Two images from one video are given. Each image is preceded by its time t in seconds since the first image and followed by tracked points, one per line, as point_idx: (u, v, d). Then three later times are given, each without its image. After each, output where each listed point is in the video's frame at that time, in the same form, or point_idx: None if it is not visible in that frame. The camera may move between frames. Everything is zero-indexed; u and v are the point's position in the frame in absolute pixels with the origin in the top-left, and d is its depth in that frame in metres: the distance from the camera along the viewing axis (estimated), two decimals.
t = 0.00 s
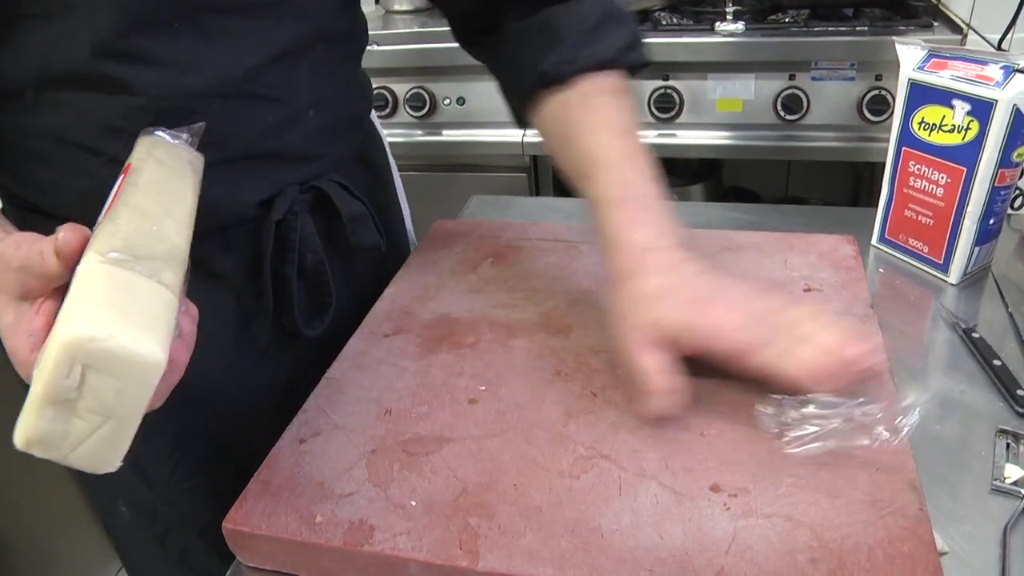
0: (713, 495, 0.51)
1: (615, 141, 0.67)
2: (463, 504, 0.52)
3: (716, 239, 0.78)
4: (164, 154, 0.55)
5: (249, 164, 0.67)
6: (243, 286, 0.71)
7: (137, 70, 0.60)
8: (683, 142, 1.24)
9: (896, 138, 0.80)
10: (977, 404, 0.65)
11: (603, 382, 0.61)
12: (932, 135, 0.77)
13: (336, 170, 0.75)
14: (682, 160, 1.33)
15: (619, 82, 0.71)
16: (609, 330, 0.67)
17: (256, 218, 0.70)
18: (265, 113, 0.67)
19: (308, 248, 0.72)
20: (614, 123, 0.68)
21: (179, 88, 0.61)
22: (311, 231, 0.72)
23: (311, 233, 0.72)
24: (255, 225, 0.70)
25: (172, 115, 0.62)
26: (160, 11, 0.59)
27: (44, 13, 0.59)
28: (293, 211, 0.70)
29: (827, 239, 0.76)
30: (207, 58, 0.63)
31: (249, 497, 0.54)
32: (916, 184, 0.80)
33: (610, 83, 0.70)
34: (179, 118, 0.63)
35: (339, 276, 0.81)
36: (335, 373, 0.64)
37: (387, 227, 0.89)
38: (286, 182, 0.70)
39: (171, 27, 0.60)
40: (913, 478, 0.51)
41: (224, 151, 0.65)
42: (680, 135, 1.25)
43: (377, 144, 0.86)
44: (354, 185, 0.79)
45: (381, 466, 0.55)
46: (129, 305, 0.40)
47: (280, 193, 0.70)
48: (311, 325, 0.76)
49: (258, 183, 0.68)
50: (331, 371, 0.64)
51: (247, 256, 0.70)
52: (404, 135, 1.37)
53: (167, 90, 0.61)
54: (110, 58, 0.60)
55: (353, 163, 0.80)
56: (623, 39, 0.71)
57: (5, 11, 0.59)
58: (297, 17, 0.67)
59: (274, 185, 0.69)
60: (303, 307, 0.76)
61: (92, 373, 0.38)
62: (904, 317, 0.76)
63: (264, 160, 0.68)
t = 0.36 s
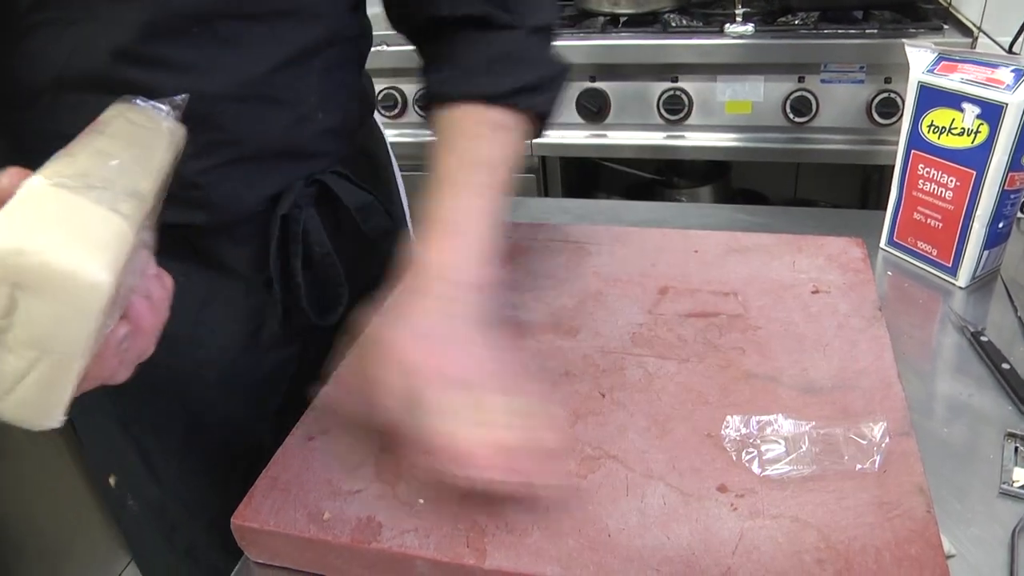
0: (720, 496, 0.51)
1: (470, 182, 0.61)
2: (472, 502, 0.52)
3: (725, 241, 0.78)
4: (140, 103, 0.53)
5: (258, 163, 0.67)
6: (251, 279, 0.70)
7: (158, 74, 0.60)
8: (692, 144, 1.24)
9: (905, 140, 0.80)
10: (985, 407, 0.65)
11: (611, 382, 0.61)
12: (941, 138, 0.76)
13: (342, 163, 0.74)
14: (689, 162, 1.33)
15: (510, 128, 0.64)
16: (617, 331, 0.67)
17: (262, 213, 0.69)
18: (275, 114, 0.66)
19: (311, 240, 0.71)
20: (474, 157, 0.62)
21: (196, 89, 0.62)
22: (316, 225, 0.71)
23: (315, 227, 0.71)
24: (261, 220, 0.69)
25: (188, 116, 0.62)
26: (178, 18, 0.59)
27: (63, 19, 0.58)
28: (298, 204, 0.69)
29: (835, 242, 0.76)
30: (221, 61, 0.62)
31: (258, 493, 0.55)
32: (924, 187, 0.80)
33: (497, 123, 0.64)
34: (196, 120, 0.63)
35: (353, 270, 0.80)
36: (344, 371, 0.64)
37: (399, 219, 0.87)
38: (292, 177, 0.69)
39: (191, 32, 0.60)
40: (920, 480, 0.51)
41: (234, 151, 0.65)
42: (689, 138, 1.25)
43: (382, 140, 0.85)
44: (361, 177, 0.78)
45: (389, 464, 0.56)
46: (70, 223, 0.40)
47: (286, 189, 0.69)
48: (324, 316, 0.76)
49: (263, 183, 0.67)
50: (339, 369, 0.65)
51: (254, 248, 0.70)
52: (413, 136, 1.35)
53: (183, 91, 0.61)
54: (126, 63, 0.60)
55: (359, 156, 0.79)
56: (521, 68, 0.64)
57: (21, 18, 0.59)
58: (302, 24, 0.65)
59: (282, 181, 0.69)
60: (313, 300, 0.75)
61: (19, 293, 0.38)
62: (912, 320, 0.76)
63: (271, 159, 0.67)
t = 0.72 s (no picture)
0: (732, 499, 0.51)
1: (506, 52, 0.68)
2: (484, 502, 0.52)
3: (737, 244, 0.78)
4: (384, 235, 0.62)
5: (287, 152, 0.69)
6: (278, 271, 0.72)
7: (192, 63, 0.62)
8: (704, 146, 1.24)
9: (918, 145, 0.80)
10: (996, 413, 0.65)
11: (623, 384, 0.61)
12: (955, 143, 0.76)
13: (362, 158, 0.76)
14: (699, 166, 1.33)
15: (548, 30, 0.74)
16: (629, 332, 0.67)
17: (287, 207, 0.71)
18: (300, 106, 0.68)
19: (336, 242, 0.71)
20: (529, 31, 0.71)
21: (227, 78, 0.63)
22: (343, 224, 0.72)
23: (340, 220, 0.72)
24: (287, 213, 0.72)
25: (217, 105, 0.64)
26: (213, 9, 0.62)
27: (96, 11, 0.60)
28: (323, 200, 0.70)
29: (847, 246, 0.76)
30: (252, 52, 0.65)
31: (270, 491, 0.55)
32: (937, 192, 0.80)
33: (541, 22, 0.73)
34: (224, 109, 0.64)
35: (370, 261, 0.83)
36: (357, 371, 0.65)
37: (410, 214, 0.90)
38: (319, 171, 0.71)
39: (225, 22, 0.63)
40: (932, 486, 0.51)
41: (262, 141, 0.67)
42: (700, 140, 1.25)
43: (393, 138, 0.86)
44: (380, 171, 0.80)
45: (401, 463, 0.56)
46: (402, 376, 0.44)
47: (310, 182, 0.71)
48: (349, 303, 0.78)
49: (292, 172, 0.70)
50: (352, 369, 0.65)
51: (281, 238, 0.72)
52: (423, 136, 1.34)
53: (213, 81, 0.63)
54: (159, 55, 0.61)
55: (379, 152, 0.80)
56: None
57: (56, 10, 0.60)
58: (324, 13, 0.69)
59: (307, 175, 0.70)
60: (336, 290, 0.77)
61: (374, 393, 0.44)
62: (923, 325, 0.76)
63: (298, 149, 0.69)
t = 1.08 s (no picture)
0: (723, 484, 0.52)
1: (519, 70, 0.77)
2: (476, 489, 0.53)
3: (728, 232, 0.78)
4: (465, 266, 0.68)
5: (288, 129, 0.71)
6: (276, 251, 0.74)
7: (206, 37, 0.62)
8: (693, 137, 1.24)
9: (907, 133, 0.80)
10: (986, 398, 0.65)
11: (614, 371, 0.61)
12: (945, 131, 0.76)
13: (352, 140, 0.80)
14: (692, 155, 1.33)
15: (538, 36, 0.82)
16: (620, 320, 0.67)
17: (283, 184, 0.73)
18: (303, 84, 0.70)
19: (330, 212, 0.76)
20: (529, 48, 0.79)
21: (239, 52, 0.64)
22: (332, 194, 0.76)
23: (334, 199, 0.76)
24: (283, 194, 0.73)
25: (227, 80, 0.64)
26: None
27: None
28: (317, 178, 0.74)
29: (838, 233, 0.77)
30: (260, 28, 0.66)
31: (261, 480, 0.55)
32: (927, 179, 0.80)
33: (531, 31, 0.81)
34: (236, 83, 0.65)
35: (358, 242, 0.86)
36: (347, 361, 0.65)
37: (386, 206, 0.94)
38: (316, 151, 0.74)
39: None
40: (922, 469, 0.51)
41: (266, 119, 0.68)
42: (690, 131, 1.24)
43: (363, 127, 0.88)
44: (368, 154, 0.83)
45: (392, 452, 0.56)
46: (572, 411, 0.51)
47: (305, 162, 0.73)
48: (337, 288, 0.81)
49: (291, 153, 0.72)
50: (343, 358, 0.65)
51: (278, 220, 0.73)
52: (414, 128, 1.30)
53: (226, 56, 0.64)
54: (176, 26, 0.61)
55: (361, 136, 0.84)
56: None
57: None
58: None
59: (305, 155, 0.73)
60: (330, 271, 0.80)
61: (555, 417, 0.50)
62: (914, 312, 0.76)
63: (299, 129, 0.72)
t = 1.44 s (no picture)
0: (719, 474, 0.52)
1: (467, 84, 0.74)
2: (472, 481, 0.53)
3: (722, 224, 0.78)
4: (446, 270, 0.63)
5: (227, 141, 0.66)
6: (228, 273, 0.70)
7: (126, 45, 0.57)
8: (687, 131, 1.23)
9: (902, 124, 0.80)
10: (980, 387, 0.65)
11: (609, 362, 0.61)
12: (939, 121, 0.76)
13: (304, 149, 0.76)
14: (687, 149, 1.32)
15: (481, 38, 0.80)
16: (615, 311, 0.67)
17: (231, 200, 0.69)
18: (242, 89, 0.65)
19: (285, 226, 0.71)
20: (473, 56, 0.77)
21: (168, 62, 0.59)
22: (287, 209, 0.71)
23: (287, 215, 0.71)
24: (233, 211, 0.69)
25: (157, 93, 0.59)
26: None
27: None
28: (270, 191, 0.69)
29: (833, 224, 0.77)
30: (191, 30, 0.61)
31: (257, 474, 0.55)
32: (922, 169, 0.80)
33: (473, 33, 0.79)
34: (166, 97, 0.60)
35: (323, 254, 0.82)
36: (341, 354, 0.64)
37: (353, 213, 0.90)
38: (263, 164, 0.69)
39: None
40: (917, 458, 0.51)
41: (206, 131, 0.63)
42: (685, 124, 1.23)
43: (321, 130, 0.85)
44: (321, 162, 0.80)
45: (387, 444, 0.56)
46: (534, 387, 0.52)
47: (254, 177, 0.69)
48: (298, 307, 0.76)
49: (237, 166, 0.67)
50: (338, 351, 0.65)
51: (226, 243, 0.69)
52: (409, 124, 1.26)
53: (150, 66, 0.58)
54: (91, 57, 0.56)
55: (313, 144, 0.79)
56: None
57: None
58: None
59: (252, 169, 0.68)
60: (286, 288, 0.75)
61: (518, 398, 0.51)
62: (909, 302, 0.76)
63: (240, 140, 0.67)
